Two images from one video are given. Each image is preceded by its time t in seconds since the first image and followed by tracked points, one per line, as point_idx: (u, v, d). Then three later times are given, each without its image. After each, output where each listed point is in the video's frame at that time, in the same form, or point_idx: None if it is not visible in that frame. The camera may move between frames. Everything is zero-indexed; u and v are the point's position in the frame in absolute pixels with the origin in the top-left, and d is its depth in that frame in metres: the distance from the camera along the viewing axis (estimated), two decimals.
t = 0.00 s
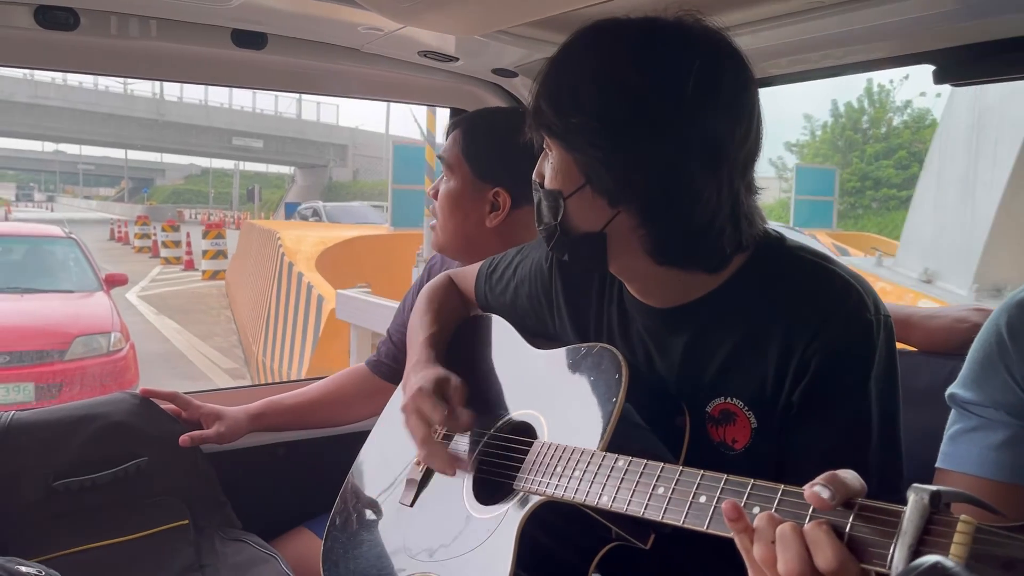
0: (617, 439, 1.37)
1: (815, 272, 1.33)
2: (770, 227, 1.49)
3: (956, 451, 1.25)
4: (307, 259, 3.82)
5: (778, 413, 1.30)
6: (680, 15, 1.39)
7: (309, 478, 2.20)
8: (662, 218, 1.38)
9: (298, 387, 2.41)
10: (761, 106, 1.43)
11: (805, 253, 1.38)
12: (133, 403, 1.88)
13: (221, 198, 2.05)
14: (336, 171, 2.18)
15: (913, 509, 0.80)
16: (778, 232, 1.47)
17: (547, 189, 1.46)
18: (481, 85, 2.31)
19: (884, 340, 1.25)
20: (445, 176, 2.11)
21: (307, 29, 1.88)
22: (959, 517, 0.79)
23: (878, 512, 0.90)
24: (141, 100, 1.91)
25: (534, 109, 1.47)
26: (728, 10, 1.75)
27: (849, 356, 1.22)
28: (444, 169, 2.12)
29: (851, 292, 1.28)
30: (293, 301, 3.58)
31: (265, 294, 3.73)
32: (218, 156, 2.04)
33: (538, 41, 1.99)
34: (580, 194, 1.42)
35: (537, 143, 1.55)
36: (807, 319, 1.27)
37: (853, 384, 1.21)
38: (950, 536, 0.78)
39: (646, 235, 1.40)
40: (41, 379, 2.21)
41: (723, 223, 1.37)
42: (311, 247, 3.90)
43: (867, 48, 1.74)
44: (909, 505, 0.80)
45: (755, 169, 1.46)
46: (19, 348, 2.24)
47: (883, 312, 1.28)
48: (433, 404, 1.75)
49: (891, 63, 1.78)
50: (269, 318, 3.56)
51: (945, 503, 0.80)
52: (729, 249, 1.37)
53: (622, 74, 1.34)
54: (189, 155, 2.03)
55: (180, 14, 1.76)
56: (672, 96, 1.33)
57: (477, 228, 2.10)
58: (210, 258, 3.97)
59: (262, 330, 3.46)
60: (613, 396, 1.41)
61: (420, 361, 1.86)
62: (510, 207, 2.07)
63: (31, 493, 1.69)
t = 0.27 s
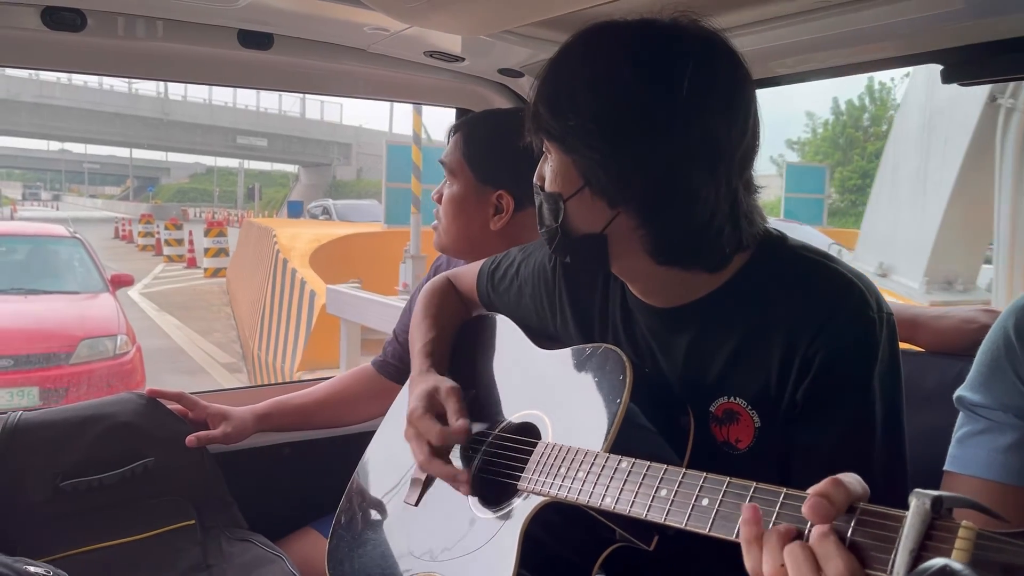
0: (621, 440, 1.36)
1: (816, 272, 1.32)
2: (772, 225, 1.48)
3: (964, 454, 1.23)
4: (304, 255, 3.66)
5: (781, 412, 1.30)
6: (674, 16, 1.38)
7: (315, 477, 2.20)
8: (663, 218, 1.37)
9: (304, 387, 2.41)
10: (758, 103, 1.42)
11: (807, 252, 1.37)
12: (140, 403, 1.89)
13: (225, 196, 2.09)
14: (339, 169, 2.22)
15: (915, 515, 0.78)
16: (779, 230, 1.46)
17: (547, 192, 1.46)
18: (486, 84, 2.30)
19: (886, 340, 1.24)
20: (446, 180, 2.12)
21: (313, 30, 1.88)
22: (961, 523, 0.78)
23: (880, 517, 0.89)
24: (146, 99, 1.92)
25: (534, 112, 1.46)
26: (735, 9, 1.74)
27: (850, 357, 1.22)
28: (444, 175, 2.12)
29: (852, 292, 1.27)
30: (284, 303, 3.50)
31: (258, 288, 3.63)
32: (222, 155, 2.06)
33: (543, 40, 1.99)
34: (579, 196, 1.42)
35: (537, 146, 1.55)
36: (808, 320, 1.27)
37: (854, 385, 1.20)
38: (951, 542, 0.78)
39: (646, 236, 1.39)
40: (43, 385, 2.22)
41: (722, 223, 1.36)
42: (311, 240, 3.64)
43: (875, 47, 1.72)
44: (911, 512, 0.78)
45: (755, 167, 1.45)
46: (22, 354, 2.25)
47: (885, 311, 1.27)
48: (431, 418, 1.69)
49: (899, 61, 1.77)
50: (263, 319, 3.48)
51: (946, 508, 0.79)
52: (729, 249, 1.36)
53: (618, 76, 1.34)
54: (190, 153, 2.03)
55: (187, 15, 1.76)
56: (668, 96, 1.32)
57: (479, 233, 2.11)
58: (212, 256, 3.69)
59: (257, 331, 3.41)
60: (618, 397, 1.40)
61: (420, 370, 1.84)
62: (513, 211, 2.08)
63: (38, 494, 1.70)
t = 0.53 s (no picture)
0: (623, 433, 1.36)
1: (820, 265, 1.32)
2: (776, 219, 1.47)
3: (968, 449, 1.23)
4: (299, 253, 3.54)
5: (787, 406, 1.29)
6: (678, 9, 1.38)
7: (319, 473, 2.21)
8: (667, 210, 1.36)
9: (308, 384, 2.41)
10: (762, 96, 1.42)
11: (812, 246, 1.36)
12: (144, 399, 1.89)
13: (229, 196, 2.10)
14: (342, 168, 2.21)
15: (917, 499, 0.78)
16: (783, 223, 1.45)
17: (551, 185, 1.46)
18: (488, 79, 2.30)
19: (892, 334, 1.24)
20: (453, 171, 2.12)
21: (316, 25, 1.88)
22: (963, 509, 0.78)
23: (880, 505, 0.89)
24: (149, 98, 1.91)
25: (538, 106, 1.46)
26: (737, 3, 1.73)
27: (856, 350, 1.21)
28: (451, 167, 2.12)
29: (857, 284, 1.27)
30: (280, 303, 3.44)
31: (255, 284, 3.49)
32: (226, 153, 2.06)
33: (545, 35, 1.98)
34: (583, 188, 1.41)
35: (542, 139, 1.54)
36: (813, 312, 1.27)
37: (859, 377, 1.20)
38: (954, 527, 0.78)
39: (650, 228, 1.39)
40: (44, 388, 2.23)
41: (725, 216, 1.35)
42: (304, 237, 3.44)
43: (879, 41, 1.71)
44: (913, 497, 0.79)
45: (759, 160, 1.45)
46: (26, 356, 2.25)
47: (890, 303, 1.27)
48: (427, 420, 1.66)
49: (901, 54, 1.76)
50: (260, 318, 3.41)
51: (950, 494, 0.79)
52: (733, 241, 1.36)
53: (620, 68, 1.33)
54: (196, 152, 2.04)
55: (189, 10, 1.76)
56: (672, 88, 1.32)
57: (488, 223, 2.09)
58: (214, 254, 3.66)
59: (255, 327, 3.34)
60: (619, 391, 1.40)
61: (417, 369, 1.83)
62: (520, 202, 2.07)
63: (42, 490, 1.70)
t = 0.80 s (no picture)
0: (631, 428, 1.36)
1: (829, 258, 1.31)
2: (784, 212, 1.47)
3: (978, 445, 1.22)
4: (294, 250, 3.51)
5: (795, 401, 1.29)
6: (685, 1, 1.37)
7: (325, 469, 2.21)
8: (675, 204, 1.36)
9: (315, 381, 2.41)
10: (769, 89, 1.41)
11: (820, 239, 1.36)
12: (150, 397, 1.90)
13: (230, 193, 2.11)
14: (343, 166, 2.23)
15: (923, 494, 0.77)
16: (791, 217, 1.44)
17: (559, 178, 1.45)
18: (492, 75, 2.30)
19: (902, 330, 1.23)
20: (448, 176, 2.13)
21: (320, 21, 1.88)
22: (971, 503, 0.77)
23: (885, 501, 0.89)
24: (150, 96, 1.89)
25: (545, 99, 1.45)
26: None
27: (865, 346, 1.21)
28: (447, 166, 2.13)
29: (866, 278, 1.26)
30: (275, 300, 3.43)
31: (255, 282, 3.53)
32: (226, 151, 2.03)
33: (550, 30, 1.97)
34: (591, 181, 1.41)
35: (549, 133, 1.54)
36: (822, 307, 1.26)
37: (868, 372, 1.19)
38: (960, 522, 0.76)
39: (659, 222, 1.38)
40: (47, 393, 2.25)
41: (733, 210, 1.35)
42: (299, 234, 3.35)
43: (886, 34, 1.70)
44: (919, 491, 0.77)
45: (767, 153, 1.44)
46: (32, 359, 2.26)
47: (899, 295, 1.26)
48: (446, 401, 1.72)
49: (908, 47, 1.75)
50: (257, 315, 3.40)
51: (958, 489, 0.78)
52: (741, 235, 1.35)
53: (627, 61, 1.33)
54: (198, 150, 2.01)
55: (194, 7, 1.76)
56: (678, 81, 1.31)
57: (485, 223, 2.09)
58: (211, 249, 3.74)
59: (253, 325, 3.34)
60: (627, 386, 1.40)
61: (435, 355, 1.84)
62: (513, 198, 2.06)
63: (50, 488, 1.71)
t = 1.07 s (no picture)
0: (637, 429, 1.36)
1: (829, 261, 1.31)
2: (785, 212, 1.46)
3: (985, 446, 1.21)
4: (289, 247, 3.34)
5: (796, 401, 1.29)
6: (682, 6, 1.37)
7: (331, 469, 2.21)
8: (677, 208, 1.36)
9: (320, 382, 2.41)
10: (768, 91, 1.41)
11: (821, 240, 1.36)
12: (158, 398, 1.91)
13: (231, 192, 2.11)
14: (342, 164, 2.24)
15: (926, 490, 0.77)
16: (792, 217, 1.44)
17: (559, 184, 1.45)
18: (498, 76, 2.30)
19: (903, 329, 1.24)
20: (450, 177, 2.13)
21: (327, 23, 1.89)
22: (972, 499, 0.78)
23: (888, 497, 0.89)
24: (150, 96, 1.90)
25: (545, 105, 1.46)
26: None
27: (866, 348, 1.20)
28: (448, 171, 2.13)
29: (868, 279, 1.26)
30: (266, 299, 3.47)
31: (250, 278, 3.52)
32: (225, 150, 2.05)
33: (556, 31, 1.97)
34: (591, 187, 1.41)
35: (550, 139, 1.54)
36: (823, 308, 1.26)
37: (871, 374, 1.19)
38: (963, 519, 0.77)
39: (659, 226, 1.38)
40: (53, 398, 2.25)
41: (733, 213, 1.35)
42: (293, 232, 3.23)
43: (892, 34, 1.69)
44: (922, 488, 0.77)
45: (767, 155, 1.44)
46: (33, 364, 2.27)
47: (901, 295, 1.27)
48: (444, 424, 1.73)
49: (915, 47, 1.75)
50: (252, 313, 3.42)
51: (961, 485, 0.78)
52: (743, 237, 1.35)
53: (624, 67, 1.33)
54: (198, 149, 2.04)
55: (201, 10, 1.77)
56: (675, 85, 1.31)
57: (485, 226, 2.10)
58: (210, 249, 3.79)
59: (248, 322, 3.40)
60: (630, 387, 1.40)
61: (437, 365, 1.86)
62: (515, 199, 2.06)
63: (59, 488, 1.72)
